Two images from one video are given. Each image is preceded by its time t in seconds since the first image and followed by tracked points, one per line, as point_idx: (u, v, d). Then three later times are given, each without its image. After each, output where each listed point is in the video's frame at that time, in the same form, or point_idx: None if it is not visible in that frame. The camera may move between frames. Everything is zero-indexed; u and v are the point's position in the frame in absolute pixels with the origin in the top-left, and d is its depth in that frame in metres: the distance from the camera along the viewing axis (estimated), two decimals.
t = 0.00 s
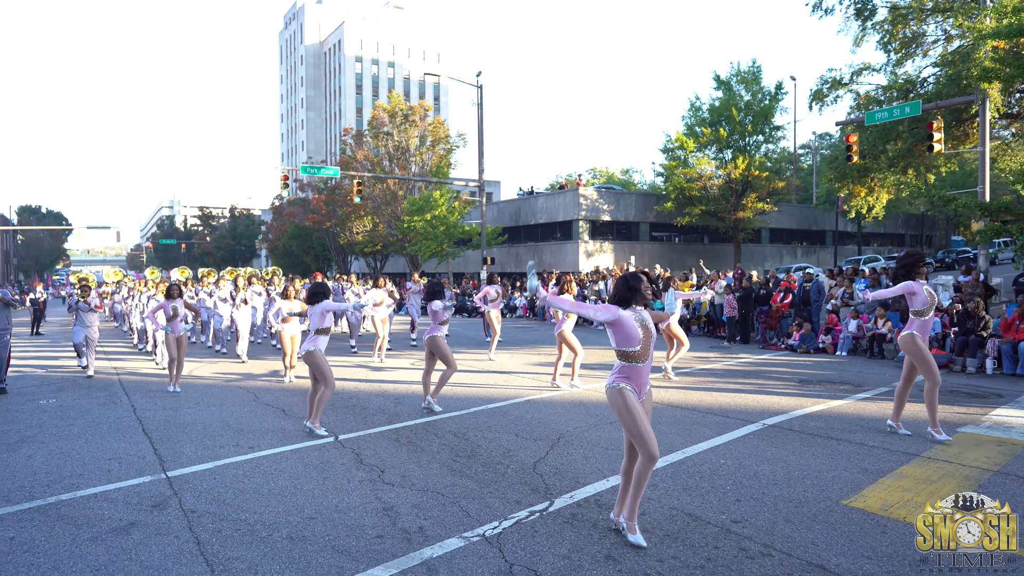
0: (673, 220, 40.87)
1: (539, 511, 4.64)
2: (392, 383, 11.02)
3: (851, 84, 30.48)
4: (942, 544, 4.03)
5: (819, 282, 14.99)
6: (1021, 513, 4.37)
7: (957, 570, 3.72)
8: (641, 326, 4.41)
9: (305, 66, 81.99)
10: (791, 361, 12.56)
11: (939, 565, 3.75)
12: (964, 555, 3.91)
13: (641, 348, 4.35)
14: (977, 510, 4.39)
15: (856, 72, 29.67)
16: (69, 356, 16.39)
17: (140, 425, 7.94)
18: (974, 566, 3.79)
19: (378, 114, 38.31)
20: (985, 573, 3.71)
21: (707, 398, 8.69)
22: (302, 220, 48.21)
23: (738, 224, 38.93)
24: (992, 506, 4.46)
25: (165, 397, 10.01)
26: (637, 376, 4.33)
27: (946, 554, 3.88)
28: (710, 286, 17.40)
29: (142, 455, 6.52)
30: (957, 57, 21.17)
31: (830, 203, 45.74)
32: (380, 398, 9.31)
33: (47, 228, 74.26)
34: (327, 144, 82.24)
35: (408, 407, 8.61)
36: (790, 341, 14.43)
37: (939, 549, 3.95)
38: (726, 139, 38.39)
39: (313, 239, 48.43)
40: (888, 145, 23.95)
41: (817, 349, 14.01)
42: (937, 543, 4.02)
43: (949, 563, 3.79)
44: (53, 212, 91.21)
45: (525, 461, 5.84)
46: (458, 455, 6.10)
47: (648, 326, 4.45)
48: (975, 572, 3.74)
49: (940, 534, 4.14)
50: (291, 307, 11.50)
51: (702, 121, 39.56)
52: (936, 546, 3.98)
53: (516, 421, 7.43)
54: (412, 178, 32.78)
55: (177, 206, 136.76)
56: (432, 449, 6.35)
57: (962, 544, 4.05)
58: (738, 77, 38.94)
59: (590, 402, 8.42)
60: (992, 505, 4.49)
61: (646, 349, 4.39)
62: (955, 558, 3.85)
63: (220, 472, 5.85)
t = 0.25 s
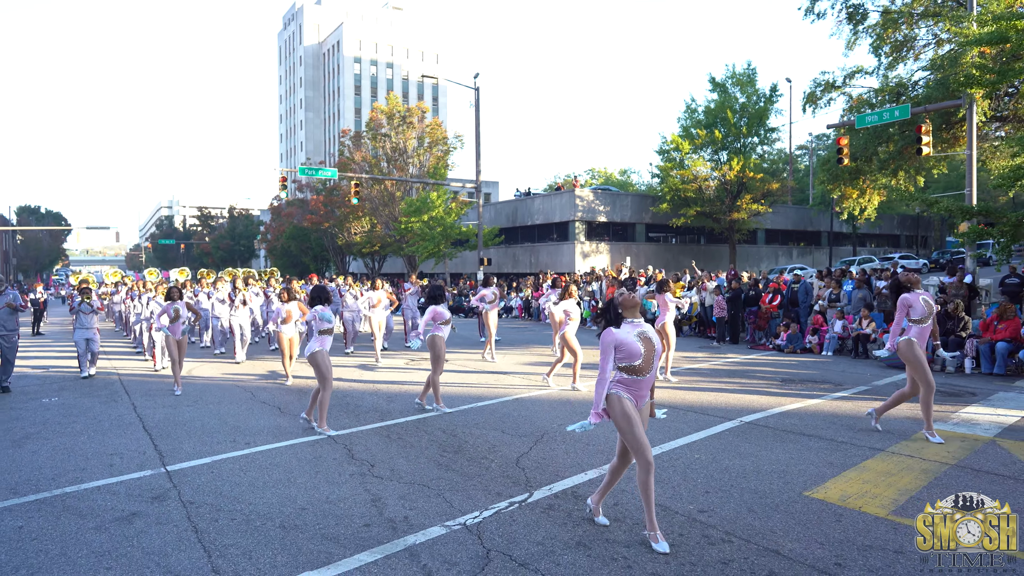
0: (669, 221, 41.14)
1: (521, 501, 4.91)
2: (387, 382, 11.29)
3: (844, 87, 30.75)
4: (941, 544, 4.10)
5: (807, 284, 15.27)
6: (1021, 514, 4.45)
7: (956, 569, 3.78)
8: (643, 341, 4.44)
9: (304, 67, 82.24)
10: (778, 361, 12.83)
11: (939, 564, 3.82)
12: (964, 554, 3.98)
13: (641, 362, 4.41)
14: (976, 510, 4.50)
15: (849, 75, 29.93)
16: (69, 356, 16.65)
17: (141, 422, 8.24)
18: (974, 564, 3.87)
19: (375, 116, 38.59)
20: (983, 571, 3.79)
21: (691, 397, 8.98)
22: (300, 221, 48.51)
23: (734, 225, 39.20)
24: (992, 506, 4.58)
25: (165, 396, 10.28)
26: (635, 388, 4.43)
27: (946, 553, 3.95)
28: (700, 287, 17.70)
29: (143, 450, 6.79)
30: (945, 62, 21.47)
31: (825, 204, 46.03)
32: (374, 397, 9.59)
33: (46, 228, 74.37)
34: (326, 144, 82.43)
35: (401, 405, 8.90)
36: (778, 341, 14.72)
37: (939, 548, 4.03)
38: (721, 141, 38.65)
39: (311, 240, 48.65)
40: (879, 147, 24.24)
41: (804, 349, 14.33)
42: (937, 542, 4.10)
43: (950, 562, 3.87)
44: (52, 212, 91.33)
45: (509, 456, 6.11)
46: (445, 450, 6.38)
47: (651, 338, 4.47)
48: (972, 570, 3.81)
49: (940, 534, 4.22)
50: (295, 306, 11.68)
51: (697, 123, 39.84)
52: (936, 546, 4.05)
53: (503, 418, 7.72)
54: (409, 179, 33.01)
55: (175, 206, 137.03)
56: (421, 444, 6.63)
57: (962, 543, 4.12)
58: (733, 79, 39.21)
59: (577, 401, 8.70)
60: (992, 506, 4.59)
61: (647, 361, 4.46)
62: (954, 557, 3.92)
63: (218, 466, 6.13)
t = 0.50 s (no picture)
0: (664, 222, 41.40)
1: (497, 492, 5.17)
2: (379, 381, 11.54)
3: (836, 89, 31.03)
4: (942, 544, 4.16)
5: (794, 284, 15.51)
6: (1020, 514, 4.52)
7: (957, 570, 3.84)
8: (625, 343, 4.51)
9: (302, 68, 82.42)
10: (764, 360, 13.09)
11: (938, 564, 3.88)
12: (964, 555, 4.04)
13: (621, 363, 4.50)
14: (976, 510, 4.55)
15: (841, 77, 30.19)
16: (67, 356, 16.90)
17: (137, 419, 8.50)
18: (974, 565, 3.92)
19: (372, 117, 38.84)
20: (983, 572, 3.85)
21: (673, 395, 9.23)
22: (297, 222, 48.82)
23: (728, 226, 39.48)
24: (992, 506, 4.63)
25: (161, 394, 10.53)
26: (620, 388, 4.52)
27: (946, 554, 4.01)
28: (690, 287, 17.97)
29: (138, 446, 7.06)
30: (933, 65, 21.75)
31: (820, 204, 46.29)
32: (365, 395, 9.83)
33: (44, 229, 74.53)
34: (324, 145, 82.63)
35: (391, 403, 9.15)
36: (764, 340, 14.99)
37: (939, 548, 4.08)
38: (715, 142, 38.90)
39: (309, 240, 48.86)
40: (869, 149, 24.52)
41: (789, 349, 14.60)
42: (937, 543, 4.15)
43: (949, 562, 3.93)
44: (50, 213, 91.57)
45: (489, 451, 6.38)
46: (429, 445, 6.64)
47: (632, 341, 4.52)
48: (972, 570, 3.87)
49: (941, 534, 4.28)
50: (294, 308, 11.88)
51: (692, 125, 40.11)
52: (936, 546, 4.11)
53: (487, 415, 7.99)
54: (405, 181, 33.24)
55: (173, 207, 137.30)
56: (405, 440, 6.90)
57: (962, 543, 4.18)
58: (727, 81, 39.46)
59: (561, 399, 8.96)
60: (992, 506, 4.65)
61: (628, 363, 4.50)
62: (954, 558, 3.97)
63: (210, 460, 6.40)
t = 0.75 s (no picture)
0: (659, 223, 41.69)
1: (476, 485, 5.43)
2: (372, 381, 11.80)
3: (828, 91, 31.33)
4: (943, 544, 4.19)
5: (781, 286, 15.78)
6: (1020, 513, 4.58)
7: (957, 569, 3.88)
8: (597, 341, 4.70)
9: (301, 69, 82.67)
10: (751, 360, 13.34)
11: (943, 565, 3.90)
12: (964, 555, 4.08)
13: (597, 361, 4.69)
14: (976, 510, 4.60)
15: (833, 80, 30.48)
16: (66, 356, 17.15)
17: (134, 418, 8.76)
18: (974, 564, 3.96)
19: (369, 119, 39.11)
20: (985, 571, 3.88)
21: (656, 393, 9.49)
22: (295, 222, 49.12)
23: (722, 227, 39.77)
24: (992, 506, 4.69)
25: (158, 394, 10.79)
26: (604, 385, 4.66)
27: (947, 554, 4.03)
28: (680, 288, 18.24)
29: (135, 443, 7.33)
30: (921, 69, 22.06)
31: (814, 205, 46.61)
32: (357, 394, 10.09)
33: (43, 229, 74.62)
34: (322, 145, 82.86)
35: (382, 402, 9.41)
36: (751, 341, 15.26)
37: (940, 548, 4.11)
38: (709, 144, 39.16)
39: (306, 241, 49.09)
40: (859, 151, 24.87)
41: (774, 349, 14.87)
42: (938, 542, 4.18)
43: (953, 562, 3.95)
44: (48, 214, 91.67)
45: (472, 447, 6.65)
46: (415, 442, 6.91)
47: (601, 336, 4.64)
48: (975, 571, 3.89)
49: (941, 534, 4.32)
50: (291, 311, 12.09)
51: (686, 126, 40.39)
52: (936, 546, 4.14)
53: (473, 413, 8.26)
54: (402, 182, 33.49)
55: (171, 207, 137.48)
56: (392, 437, 7.17)
57: (962, 543, 4.23)
58: (722, 83, 39.74)
59: (547, 397, 9.22)
60: (992, 505, 4.70)
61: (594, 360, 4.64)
62: (955, 557, 4.01)
63: (204, 456, 6.67)
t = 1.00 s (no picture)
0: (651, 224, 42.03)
1: (457, 476, 5.72)
2: (363, 380, 12.06)
3: (817, 94, 31.69)
4: (942, 544, 4.21)
5: (765, 287, 16.08)
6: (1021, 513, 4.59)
7: (957, 570, 3.88)
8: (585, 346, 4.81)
9: (296, 69, 82.76)
10: (734, 359, 13.64)
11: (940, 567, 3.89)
12: (964, 555, 4.06)
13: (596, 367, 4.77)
14: (977, 510, 4.57)
15: (822, 83, 30.85)
16: (62, 356, 17.39)
17: (129, 415, 9.02)
18: (973, 565, 3.93)
19: (364, 121, 39.34)
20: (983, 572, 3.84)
21: (638, 391, 9.79)
22: (290, 223, 49.36)
23: (713, 228, 40.11)
24: (993, 506, 4.68)
25: (153, 392, 11.04)
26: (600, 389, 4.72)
27: (947, 554, 4.06)
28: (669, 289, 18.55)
29: (131, 438, 7.59)
30: (906, 73, 22.44)
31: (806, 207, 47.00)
32: (347, 392, 10.35)
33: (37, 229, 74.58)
34: (317, 146, 83.03)
35: (371, 399, 9.68)
36: (735, 341, 15.60)
37: (939, 549, 4.13)
38: (700, 146, 39.51)
39: (301, 241, 49.29)
40: (846, 154, 25.27)
41: (758, 348, 15.20)
42: (937, 542, 4.21)
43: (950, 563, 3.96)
44: (43, 214, 91.59)
45: (456, 441, 6.94)
46: (401, 436, 7.20)
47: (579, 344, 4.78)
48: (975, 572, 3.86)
49: (940, 534, 4.33)
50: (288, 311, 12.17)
51: (678, 128, 40.73)
52: (936, 546, 4.16)
53: (459, 409, 8.54)
54: (395, 184, 33.71)
55: (167, 207, 137.41)
56: (380, 432, 7.46)
57: (961, 544, 4.23)
58: (714, 85, 40.09)
59: (532, 395, 9.50)
60: (992, 505, 4.72)
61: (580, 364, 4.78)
62: (954, 558, 4.02)
63: (198, 450, 6.95)
